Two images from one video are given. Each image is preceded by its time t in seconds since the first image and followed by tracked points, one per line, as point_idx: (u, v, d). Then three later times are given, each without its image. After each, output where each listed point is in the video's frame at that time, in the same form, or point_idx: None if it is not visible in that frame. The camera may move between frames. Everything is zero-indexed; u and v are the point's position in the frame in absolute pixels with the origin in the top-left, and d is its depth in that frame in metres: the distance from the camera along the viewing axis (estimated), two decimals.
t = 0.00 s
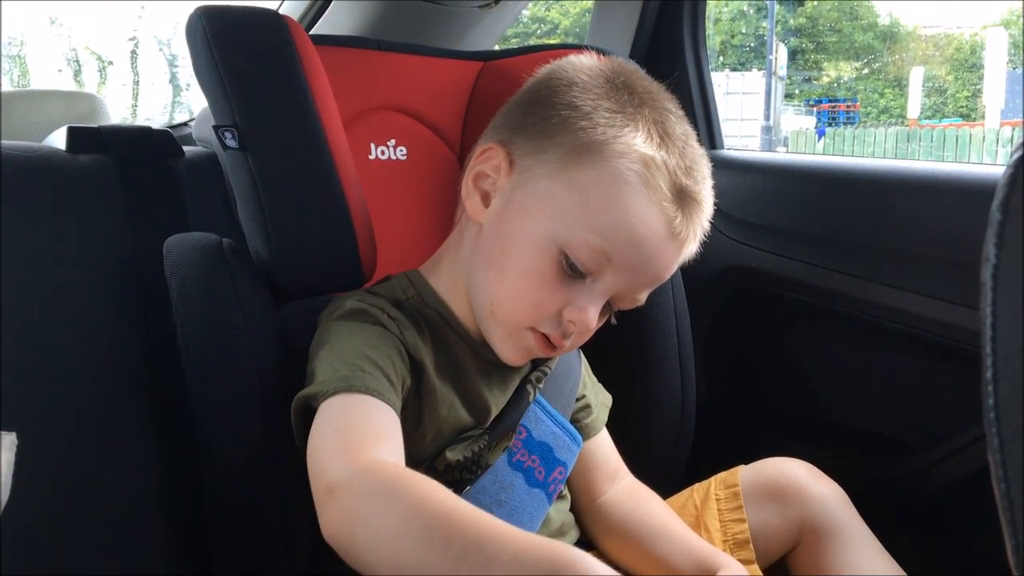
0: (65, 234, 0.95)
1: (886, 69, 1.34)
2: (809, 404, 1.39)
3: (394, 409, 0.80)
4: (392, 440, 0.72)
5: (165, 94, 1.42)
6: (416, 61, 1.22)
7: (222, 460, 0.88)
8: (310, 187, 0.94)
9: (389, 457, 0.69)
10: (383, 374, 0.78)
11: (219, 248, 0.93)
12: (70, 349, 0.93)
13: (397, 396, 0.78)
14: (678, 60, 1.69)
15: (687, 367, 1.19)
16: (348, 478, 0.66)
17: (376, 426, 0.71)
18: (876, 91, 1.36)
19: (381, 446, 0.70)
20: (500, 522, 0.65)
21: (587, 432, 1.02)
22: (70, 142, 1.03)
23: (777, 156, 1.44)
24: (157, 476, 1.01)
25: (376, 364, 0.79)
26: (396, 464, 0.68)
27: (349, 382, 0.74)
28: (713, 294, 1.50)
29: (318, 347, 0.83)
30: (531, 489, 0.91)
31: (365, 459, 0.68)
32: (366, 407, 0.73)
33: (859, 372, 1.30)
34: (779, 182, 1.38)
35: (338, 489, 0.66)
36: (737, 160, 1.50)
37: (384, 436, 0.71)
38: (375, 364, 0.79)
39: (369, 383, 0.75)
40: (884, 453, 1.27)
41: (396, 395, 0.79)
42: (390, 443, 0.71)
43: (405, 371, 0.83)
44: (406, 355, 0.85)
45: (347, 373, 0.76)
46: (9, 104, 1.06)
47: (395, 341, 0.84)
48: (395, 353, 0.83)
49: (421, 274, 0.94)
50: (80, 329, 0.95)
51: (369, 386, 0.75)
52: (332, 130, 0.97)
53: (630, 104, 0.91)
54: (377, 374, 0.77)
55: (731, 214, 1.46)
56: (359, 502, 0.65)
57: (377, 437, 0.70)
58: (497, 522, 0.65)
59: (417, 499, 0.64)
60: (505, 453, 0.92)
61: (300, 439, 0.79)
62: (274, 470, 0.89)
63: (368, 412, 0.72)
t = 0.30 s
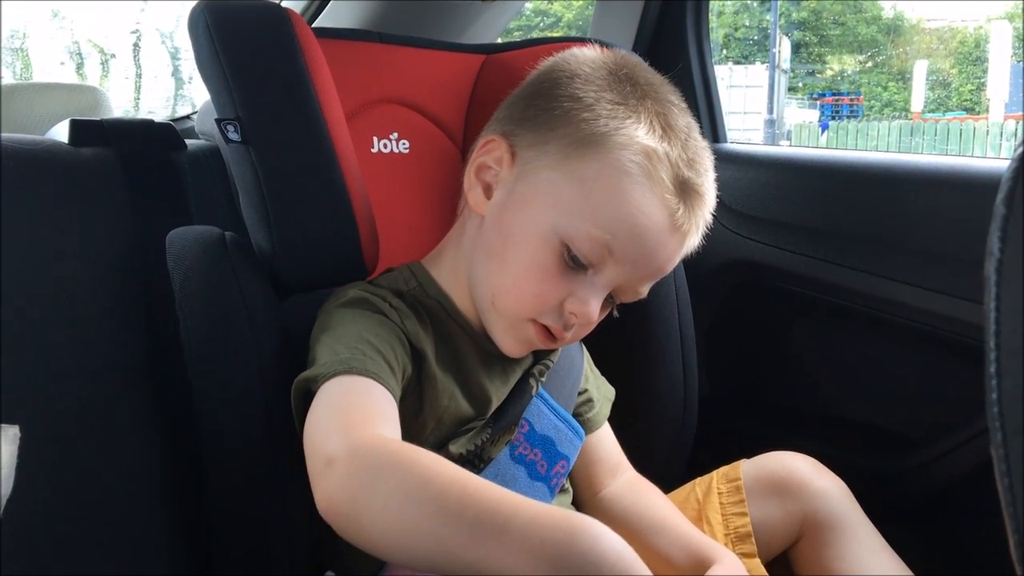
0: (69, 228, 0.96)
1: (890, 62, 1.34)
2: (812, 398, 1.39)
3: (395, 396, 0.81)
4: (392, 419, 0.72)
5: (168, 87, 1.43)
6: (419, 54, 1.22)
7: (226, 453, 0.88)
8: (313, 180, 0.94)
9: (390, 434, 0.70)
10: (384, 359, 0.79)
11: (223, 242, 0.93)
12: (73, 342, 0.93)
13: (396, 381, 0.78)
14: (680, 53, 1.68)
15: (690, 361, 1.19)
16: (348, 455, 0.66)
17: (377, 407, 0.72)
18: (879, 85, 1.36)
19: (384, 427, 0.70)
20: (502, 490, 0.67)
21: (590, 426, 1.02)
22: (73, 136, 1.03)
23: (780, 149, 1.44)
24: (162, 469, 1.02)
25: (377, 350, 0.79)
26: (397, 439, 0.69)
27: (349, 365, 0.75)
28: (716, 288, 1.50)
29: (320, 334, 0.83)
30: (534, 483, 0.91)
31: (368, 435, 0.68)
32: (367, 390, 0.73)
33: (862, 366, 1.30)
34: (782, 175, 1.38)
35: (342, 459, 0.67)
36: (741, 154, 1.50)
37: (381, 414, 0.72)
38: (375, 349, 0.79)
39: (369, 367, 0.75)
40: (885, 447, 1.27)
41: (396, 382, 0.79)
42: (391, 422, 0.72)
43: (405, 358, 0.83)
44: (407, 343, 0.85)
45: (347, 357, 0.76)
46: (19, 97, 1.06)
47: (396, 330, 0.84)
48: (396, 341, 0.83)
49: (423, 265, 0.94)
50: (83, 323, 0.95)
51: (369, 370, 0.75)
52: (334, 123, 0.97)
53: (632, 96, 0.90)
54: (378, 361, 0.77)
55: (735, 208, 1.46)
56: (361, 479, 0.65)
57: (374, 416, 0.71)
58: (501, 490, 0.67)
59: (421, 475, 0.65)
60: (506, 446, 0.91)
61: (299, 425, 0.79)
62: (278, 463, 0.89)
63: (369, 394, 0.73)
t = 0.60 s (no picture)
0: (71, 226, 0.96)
1: (891, 60, 1.34)
2: (813, 396, 1.39)
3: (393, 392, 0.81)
4: (386, 413, 0.72)
5: (169, 85, 1.44)
6: (421, 53, 1.22)
7: (227, 450, 0.88)
8: (313, 177, 0.94)
9: (385, 427, 0.70)
10: (380, 355, 0.79)
11: (223, 240, 0.93)
12: (72, 340, 0.93)
13: (393, 378, 0.78)
14: (682, 51, 1.68)
15: (692, 358, 1.19)
16: (345, 449, 0.66)
17: (373, 401, 0.72)
18: (881, 83, 1.36)
19: (382, 420, 0.70)
20: (503, 484, 0.67)
21: (591, 424, 1.02)
22: (74, 134, 1.03)
23: (781, 148, 1.44)
24: (163, 467, 1.02)
25: (373, 346, 0.79)
26: (391, 432, 0.69)
27: (345, 360, 0.75)
28: (717, 286, 1.50)
29: (317, 331, 0.83)
30: (534, 481, 0.91)
31: (362, 429, 0.68)
32: (362, 385, 0.73)
33: (863, 364, 1.30)
34: (783, 174, 1.38)
35: (335, 454, 0.66)
36: (742, 152, 1.50)
37: (377, 409, 0.71)
38: (372, 345, 0.79)
39: (365, 362, 0.76)
40: (887, 444, 1.27)
41: (393, 378, 0.79)
42: (385, 416, 0.72)
43: (403, 355, 0.83)
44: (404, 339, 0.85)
45: (343, 353, 0.76)
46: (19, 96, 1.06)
47: (393, 327, 0.84)
48: (393, 338, 0.83)
49: (421, 263, 0.94)
50: (84, 321, 0.95)
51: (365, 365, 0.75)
52: (335, 122, 0.97)
53: (628, 92, 0.90)
54: (375, 357, 0.78)
55: (735, 207, 1.46)
56: (360, 474, 0.65)
57: (371, 410, 0.71)
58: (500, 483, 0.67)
59: (421, 469, 0.65)
60: (507, 445, 0.92)
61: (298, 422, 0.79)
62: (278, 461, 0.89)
63: (365, 389, 0.73)
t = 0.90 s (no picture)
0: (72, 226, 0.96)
1: (891, 59, 1.34)
2: (813, 395, 1.39)
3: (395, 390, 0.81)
4: (389, 410, 0.72)
5: (169, 85, 1.45)
6: (421, 52, 1.22)
7: (227, 449, 0.88)
8: (313, 177, 0.94)
9: (390, 422, 0.70)
10: (381, 353, 0.79)
11: (223, 239, 0.93)
12: (73, 340, 0.93)
13: (394, 374, 0.78)
14: (682, 51, 1.68)
15: (692, 356, 1.19)
16: (351, 445, 0.66)
17: (374, 398, 0.72)
18: (881, 82, 1.36)
19: (387, 417, 0.71)
20: (508, 480, 0.67)
21: (591, 423, 1.02)
22: (74, 134, 1.03)
23: (781, 147, 1.44)
24: (163, 467, 1.02)
25: (374, 343, 0.79)
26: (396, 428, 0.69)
27: (347, 359, 0.75)
28: (717, 285, 1.50)
29: (316, 330, 0.83)
30: (535, 481, 0.92)
31: (369, 424, 0.68)
32: (364, 382, 0.73)
33: (863, 363, 1.30)
34: (784, 173, 1.38)
35: (343, 451, 0.66)
36: (742, 151, 1.50)
37: (381, 405, 0.72)
38: (372, 342, 0.79)
39: (367, 360, 0.76)
40: (887, 443, 1.27)
41: (395, 375, 0.79)
42: (390, 412, 0.72)
43: (403, 353, 0.83)
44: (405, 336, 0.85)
45: (345, 350, 0.76)
46: (20, 95, 1.05)
47: (393, 325, 0.84)
48: (394, 336, 0.83)
49: (419, 262, 0.94)
50: (84, 321, 0.95)
51: (368, 363, 0.75)
52: (335, 121, 0.97)
53: (624, 88, 0.90)
54: (376, 354, 0.77)
55: (735, 206, 1.46)
56: (367, 469, 0.65)
57: (377, 405, 0.71)
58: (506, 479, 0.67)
59: (428, 465, 0.65)
60: (508, 445, 0.92)
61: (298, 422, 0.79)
62: (278, 461, 0.89)
63: (368, 386, 0.73)
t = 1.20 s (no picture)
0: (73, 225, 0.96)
1: (891, 58, 1.34)
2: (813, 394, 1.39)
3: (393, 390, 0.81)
4: (387, 414, 0.72)
5: (169, 84, 1.45)
6: (421, 51, 1.22)
7: (227, 449, 0.88)
8: (313, 176, 0.94)
9: (388, 429, 0.70)
10: (377, 352, 0.79)
11: (223, 238, 0.93)
12: (73, 339, 0.93)
13: (392, 373, 0.78)
14: (682, 50, 1.68)
15: (692, 355, 1.19)
16: (350, 453, 0.67)
17: (370, 402, 0.72)
18: (881, 81, 1.36)
19: (385, 423, 0.71)
20: (506, 490, 0.67)
21: (591, 422, 1.02)
22: (75, 134, 1.03)
23: (782, 146, 1.44)
24: (164, 466, 1.02)
25: (372, 344, 0.79)
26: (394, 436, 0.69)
27: (345, 360, 0.75)
28: (717, 285, 1.50)
29: (314, 329, 0.83)
30: (536, 480, 0.91)
31: (366, 433, 0.68)
32: (361, 384, 0.73)
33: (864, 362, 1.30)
34: (784, 172, 1.38)
35: (341, 460, 0.67)
36: (742, 150, 1.50)
37: (379, 410, 0.72)
38: (370, 343, 0.79)
39: (365, 360, 0.76)
40: (887, 442, 1.27)
41: (393, 375, 0.79)
42: (389, 417, 0.72)
43: (401, 353, 0.83)
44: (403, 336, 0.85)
45: (342, 351, 0.76)
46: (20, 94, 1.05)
47: (391, 325, 0.84)
48: (392, 336, 0.83)
49: (418, 261, 0.94)
50: (84, 320, 0.95)
51: (365, 364, 0.75)
52: (335, 121, 0.97)
53: (625, 88, 0.90)
54: (374, 355, 0.78)
55: (736, 206, 1.46)
56: (365, 478, 0.65)
57: (373, 412, 0.71)
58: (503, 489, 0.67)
59: (424, 473, 0.65)
60: (508, 445, 0.92)
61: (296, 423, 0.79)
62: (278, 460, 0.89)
63: (364, 389, 0.73)
